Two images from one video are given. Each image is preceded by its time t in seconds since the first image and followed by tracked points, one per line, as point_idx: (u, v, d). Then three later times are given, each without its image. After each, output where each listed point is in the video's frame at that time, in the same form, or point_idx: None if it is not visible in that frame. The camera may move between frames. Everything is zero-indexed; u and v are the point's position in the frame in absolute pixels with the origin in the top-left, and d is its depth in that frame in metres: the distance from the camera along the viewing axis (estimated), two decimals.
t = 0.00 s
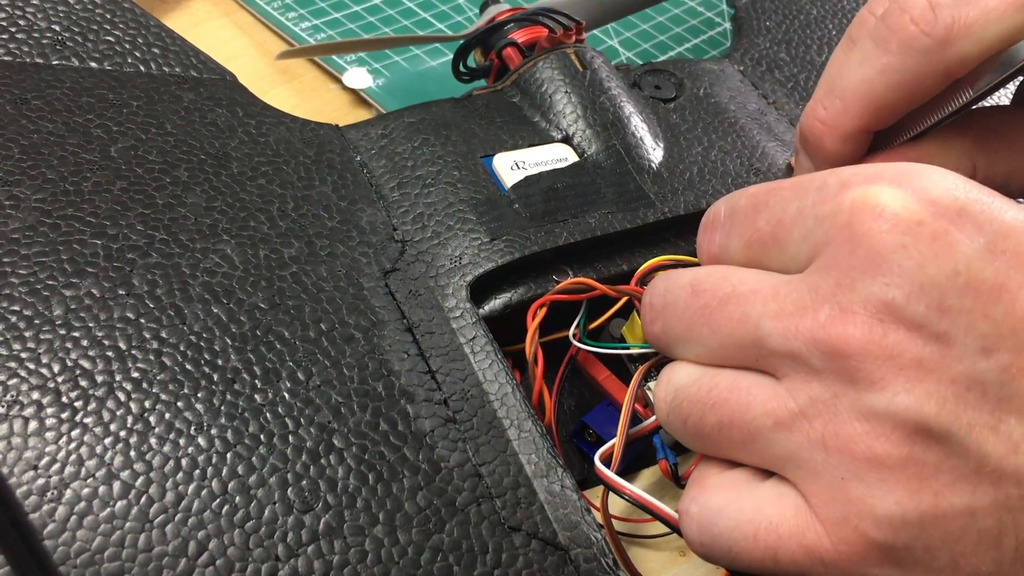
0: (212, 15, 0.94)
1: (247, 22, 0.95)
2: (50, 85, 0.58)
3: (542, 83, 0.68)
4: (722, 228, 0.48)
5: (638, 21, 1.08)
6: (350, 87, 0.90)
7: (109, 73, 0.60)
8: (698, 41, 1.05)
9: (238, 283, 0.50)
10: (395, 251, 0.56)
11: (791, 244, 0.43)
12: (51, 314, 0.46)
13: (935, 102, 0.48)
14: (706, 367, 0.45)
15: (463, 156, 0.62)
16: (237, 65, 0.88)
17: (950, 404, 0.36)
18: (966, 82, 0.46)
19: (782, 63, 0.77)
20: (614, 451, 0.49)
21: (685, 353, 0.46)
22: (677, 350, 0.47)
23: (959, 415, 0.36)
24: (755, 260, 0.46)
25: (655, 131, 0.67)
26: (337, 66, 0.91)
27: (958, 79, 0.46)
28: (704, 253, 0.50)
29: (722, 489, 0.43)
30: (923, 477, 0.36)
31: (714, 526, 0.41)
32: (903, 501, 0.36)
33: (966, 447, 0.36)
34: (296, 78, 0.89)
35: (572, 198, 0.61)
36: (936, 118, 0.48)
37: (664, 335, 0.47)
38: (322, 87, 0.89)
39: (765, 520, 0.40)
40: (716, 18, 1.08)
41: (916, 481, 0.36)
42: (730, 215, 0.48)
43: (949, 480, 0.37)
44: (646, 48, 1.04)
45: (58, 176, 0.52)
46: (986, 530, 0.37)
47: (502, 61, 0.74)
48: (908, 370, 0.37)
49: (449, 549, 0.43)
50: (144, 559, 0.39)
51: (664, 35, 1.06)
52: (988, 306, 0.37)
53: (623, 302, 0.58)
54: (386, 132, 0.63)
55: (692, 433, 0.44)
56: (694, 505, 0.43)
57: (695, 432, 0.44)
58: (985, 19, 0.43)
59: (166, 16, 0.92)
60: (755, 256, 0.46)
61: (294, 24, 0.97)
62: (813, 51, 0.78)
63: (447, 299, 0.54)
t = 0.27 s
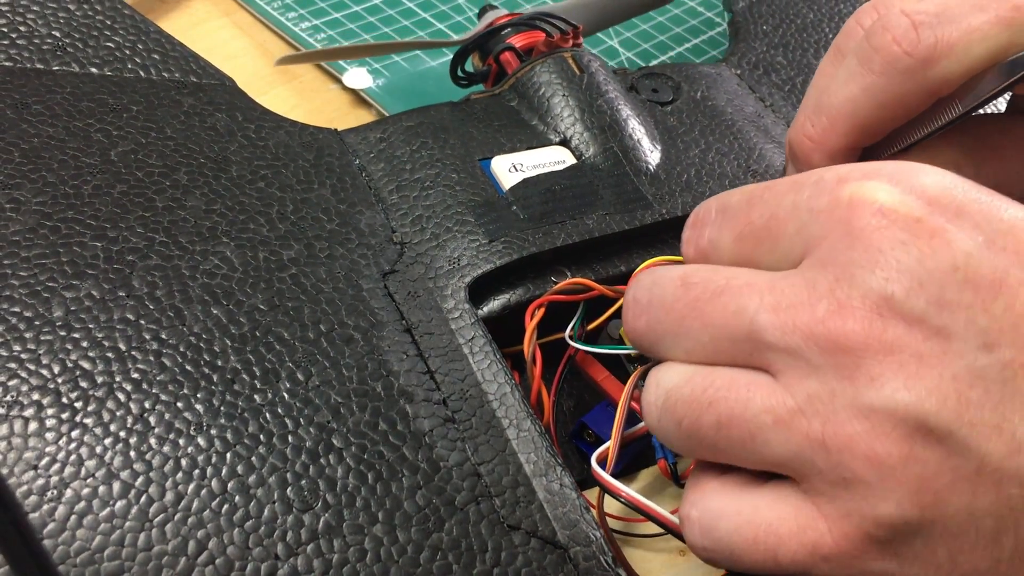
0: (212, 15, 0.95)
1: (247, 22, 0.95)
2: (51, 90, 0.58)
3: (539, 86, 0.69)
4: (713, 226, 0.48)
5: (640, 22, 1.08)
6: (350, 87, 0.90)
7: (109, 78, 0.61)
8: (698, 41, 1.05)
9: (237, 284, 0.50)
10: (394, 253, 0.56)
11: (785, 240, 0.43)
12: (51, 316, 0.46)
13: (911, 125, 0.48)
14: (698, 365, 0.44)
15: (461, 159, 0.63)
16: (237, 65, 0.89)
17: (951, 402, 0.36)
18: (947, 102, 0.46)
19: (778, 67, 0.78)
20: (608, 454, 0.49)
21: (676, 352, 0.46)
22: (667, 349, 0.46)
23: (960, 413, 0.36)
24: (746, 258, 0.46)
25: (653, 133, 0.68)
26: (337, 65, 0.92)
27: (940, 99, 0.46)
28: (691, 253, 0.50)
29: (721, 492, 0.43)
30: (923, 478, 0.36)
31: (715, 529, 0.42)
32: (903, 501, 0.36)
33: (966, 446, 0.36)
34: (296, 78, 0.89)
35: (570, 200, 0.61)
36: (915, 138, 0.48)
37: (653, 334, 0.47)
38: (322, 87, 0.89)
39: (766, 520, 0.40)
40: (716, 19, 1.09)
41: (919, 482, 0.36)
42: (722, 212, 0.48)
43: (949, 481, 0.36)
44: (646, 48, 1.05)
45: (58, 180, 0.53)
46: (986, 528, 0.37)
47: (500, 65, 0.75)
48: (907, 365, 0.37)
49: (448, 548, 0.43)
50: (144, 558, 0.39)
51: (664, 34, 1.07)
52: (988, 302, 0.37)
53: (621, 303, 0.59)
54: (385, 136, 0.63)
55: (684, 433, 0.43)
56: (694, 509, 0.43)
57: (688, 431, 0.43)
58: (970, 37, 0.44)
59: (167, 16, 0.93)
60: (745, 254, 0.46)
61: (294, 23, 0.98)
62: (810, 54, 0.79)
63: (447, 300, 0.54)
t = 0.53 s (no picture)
0: (212, 15, 0.94)
1: (247, 22, 0.95)
2: (50, 85, 0.58)
3: (541, 83, 0.68)
4: (732, 231, 0.48)
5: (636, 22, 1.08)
6: (350, 87, 0.90)
7: (109, 73, 0.60)
8: (697, 41, 1.05)
9: (238, 283, 0.50)
10: (395, 252, 0.56)
11: (797, 246, 0.43)
12: (51, 315, 0.46)
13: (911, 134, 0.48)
14: (711, 367, 0.45)
15: (463, 157, 0.62)
16: (237, 65, 0.88)
17: (957, 407, 0.36)
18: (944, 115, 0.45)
19: (781, 64, 0.77)
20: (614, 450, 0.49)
21: (690, 354, 0.46)
22: (682, 351, 0.47)
23: (966, 419, 0.36)
24: (761, 263, 0.46)
25: (656, 131, 0.67)
26: (337, 66, 0.91)
27: (936, 112, 0.46)
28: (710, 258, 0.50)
29: (727, 493, 0.43)
30: (930, 481, 0.36)
31: (719, 529, 0.42)
32: (909, 505, 0.36)
33: (972, 451, 0.36)
34: (296, 78, 0.89)
35: (572, 198, 0.61)
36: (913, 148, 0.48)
37: (670, 335, 0.48)
38: (321, 87, 0.89)
39: (770, 523, 0.40)
40: (716, 19, 1.08)
41: (924, 486, 0.36)
42: (739, 219, 0.48)
43: (952, 487, 0.36)
44: (646, 49, 1.04)
45: (57, 177, 0.52)
46: (990, 535, 0.36)
47: (502, 61, 0.74)
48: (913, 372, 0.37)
49: (449, 549, 0.43)
50: (145, 560, 0.39)
51: (664, 35, 1.06)
52: (994, 310, 0.37)
53: (623, 302, 0.58)
54: (387, 133, 0.63)
55: (694, 433, 0.44)
56: (700, 508, 0.43)
57: (698, 431, 0.44)
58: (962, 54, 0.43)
59: (166, 15, 0.92)
60: (760, 258, 0.46)
61: (294, 24, 0.97)
62: (813, 51, 0.78)
63: (448, 300, 0.54)
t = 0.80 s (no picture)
0: (212, 15, 0.94)
1: (247, 22, 0.95)
2: (50, 86, 0.58)
3: (541, 84, 0.69)
4: (726, 233, 0.49)
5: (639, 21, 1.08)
6: (350, 87, 0.90)
7: (109, 75, 0.61)
8: (698, 41, 1.05)
9: (238, 283, 0.50)
10: (395, 252, 0.56)
11: (792, 248, 0.43)
12: (51, 315, 0.46)
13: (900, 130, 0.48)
14: (710, 368, 0.45)
15: (463, 157, 0.63)
16: (238, 65, 0.88)
17: (951, 403, 0.36)
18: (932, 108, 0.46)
19: (780, 65, 0.77)
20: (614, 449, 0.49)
21: (688, 355, 0.47)
22: (680, 352, 0.47)
23: (961, 415, 0.36)
24: (757, 263, 0.46)
25: (655, 132, 0.67)
26: (337, 66, 0.91)
27: (923, 105, 0.46)
28: (707, 257, 0.51)
29: (725, 489, 0.43)
30: (926, 479, 0.36)
31: (716, 523, 0.42)
32: (904, 501, 0.36)
33: (967, 448, 0.36)
34: (296, 78, 0.89)
35: (572, 199, 0.61)
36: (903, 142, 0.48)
37: (668, 337, 0.48)
38: (322, 87, 0.89)
39: (767, 519, 0.40)
40: (716, 18, 1.09)
41: (921, 483, 0.36)
42: (733, 220, 0.48)
43: (949, 480, 0.36)
44: (646, 48, 1.04)
45: (58, 178, 0.53)
46: (989, 534, 0.37)
47: (501, 62, 0.74)
48: (908, 371, 0.37)
49: (450, 549, 0.43)
50: (145, 559, 0.39)
51: (664, 34, 1.06)
52: (988, 307, 0.37)
53: (622, 303, 0.59)
54: (386, 134, 0.63)
55: (694, 434, 0.44)
56: (698, 502, 0.44)
57: (697, 432, 0.44)
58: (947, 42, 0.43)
59: (166, 15, 0.92)
60: (756, 258, 0.46)
61: (294, 23, 0.97)
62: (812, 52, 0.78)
63: (447, 300, 0.54)
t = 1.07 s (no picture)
0: (212, 15, 0.94)
1: (247, 22, 0.95)
2: (51, 88, 0.58)
3: (540, 85, 0.69)
4: (722, 236, 0.49)
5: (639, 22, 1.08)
6: (350, 87, 0.90)
7: (109, 76, 0.61)
8: (698, 41, 1.05)
9: (238, 283, 0.50)
10: (394, 252, 0.56)
11: (786, 249, 0.43)
12: (52, 316, 0.46)
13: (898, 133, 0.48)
14: (705, 369, 0.45)
15: (462, 158, 0.63)
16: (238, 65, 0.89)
17: (940, 405, 0.36)
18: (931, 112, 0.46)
19: (779, 66, 0.78)
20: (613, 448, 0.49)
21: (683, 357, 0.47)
22: (676, 353, 0.48)
23: (950, 417, 0.36)
24: (754, 264, 0.46)
25: (654, 133, 0.68)
26: (337, 65, 0.91)
27: (922, 110, 0.46)
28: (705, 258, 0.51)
29: (720, 484, 0.43)
30: (914, 479, 0.36)
31: (710, 518, 0.42)
32: (893, 502, 0.36)
33: (958, 449, 0.36)
34: (296, 78, 0.89)
35: (571, 199, 0.61)
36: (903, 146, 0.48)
37: (663, 339, 0.48)
38: (322, 87, 0.89)
39: (760, 514, 0.40)
40: (716, 18, 1.09)
41: (909, 484, 0.37)
42: (730, 221, 0.48)
43: (940, 480, 0.37)
44: (646, 48, 1.05)
45: (58, 179, 0.53)
46: (984, 531, 0.37)
47: (501, 63, 0.74)
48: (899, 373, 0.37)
49: (450, 548, 0.43)
50: (145, 558, 0.39)
51: (664, 34, 1.06)
52: (978, 308, 0.37)
53: (622, 303, 0.59)
54: (386, 134, 0.63)
55: (688, 434, 0.45)
56: (693, 497, 0.44)
57: (691, 433, 0.45)
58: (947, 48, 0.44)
59: (167, 15, 0.92)
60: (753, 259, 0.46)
61: (294, 23, 0.98)
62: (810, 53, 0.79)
63: (447, 300, 0.54)
